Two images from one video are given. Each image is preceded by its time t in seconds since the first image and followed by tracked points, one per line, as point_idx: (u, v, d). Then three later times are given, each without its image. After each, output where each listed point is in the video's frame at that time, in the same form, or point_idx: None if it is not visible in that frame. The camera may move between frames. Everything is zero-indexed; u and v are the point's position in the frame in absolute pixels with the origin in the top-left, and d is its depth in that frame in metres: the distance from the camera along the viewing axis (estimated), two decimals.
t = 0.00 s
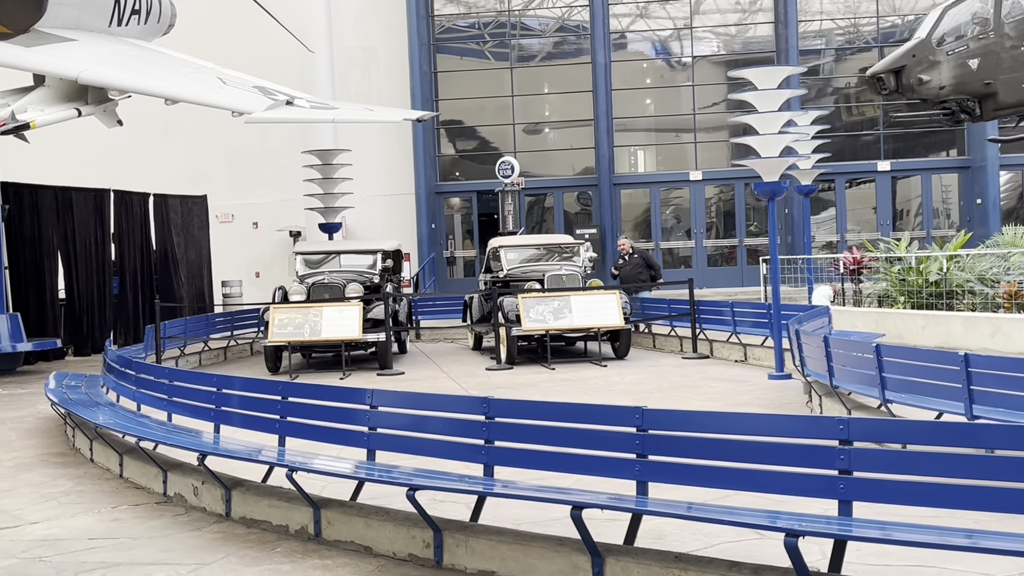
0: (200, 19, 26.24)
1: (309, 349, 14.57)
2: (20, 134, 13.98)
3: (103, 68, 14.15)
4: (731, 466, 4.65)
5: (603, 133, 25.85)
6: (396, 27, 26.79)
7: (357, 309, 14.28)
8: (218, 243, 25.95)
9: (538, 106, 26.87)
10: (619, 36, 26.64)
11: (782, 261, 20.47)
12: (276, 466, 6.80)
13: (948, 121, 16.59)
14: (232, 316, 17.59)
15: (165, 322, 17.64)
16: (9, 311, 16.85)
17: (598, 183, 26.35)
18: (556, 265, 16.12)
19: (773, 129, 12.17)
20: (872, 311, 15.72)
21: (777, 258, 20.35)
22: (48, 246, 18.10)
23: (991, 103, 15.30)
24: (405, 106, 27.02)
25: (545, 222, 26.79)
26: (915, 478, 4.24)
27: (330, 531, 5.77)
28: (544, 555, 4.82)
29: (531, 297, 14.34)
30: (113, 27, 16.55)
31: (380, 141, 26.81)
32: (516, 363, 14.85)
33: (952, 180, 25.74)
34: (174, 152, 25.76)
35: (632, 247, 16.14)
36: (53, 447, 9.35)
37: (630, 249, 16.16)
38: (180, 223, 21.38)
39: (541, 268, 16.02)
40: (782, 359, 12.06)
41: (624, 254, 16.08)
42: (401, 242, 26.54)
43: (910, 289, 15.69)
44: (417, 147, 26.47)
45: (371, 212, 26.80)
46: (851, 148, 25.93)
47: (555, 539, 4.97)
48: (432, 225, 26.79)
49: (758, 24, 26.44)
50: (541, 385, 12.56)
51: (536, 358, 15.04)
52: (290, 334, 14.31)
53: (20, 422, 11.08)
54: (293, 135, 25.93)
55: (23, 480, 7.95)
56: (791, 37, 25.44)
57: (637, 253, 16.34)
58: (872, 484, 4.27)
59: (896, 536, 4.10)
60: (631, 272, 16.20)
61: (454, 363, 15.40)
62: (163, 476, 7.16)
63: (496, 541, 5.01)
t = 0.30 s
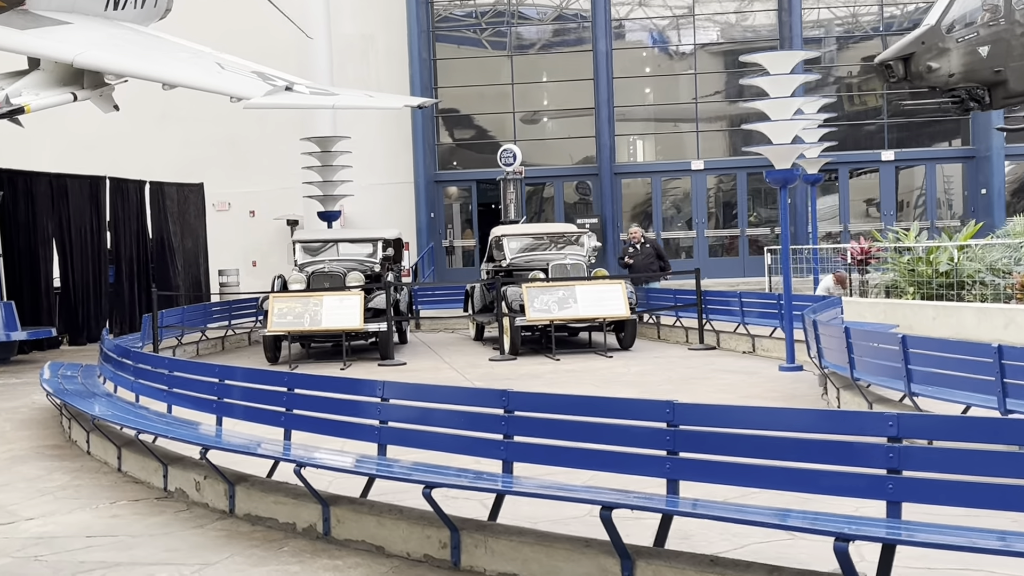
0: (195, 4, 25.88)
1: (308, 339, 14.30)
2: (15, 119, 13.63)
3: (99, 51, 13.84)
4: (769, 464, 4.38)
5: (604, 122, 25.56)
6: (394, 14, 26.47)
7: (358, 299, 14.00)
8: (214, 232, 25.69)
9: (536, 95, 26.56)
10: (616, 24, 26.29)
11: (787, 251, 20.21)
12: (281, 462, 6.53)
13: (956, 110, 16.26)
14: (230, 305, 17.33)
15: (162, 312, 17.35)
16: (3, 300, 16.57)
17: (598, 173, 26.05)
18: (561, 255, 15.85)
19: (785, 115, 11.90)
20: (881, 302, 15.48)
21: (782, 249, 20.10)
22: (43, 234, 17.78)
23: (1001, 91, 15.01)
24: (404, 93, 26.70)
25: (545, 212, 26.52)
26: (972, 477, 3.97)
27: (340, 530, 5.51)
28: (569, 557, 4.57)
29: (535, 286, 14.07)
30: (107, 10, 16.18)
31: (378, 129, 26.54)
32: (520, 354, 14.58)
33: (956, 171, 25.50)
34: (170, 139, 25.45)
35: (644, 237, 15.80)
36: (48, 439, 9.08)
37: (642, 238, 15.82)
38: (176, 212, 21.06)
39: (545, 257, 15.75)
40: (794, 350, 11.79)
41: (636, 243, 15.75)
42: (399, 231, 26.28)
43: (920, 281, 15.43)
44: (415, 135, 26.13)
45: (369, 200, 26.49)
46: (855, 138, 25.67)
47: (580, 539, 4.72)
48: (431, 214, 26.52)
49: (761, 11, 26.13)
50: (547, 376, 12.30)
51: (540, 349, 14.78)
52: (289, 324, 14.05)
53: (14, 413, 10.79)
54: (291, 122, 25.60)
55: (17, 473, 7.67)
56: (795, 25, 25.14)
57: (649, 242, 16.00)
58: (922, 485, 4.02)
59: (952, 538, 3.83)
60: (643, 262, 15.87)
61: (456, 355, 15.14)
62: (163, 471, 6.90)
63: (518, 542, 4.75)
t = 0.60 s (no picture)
0: None
1: (312, 328, 14.00)
2: (11, 102, 13.27)
3: (97, 33, 13.49)
4: (819, 468, 4.08)
5: (609, 108, 25.21)
6: None
7: (363, 287, 13.71)
8: (214, 218, 25.40)
9: (538, 81, 26.21)
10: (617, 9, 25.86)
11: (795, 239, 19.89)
12: (290, 459, 6.23)
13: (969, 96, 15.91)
14: (231, 292, 17.04)
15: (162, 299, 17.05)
16: None
17: (603, 159, 25.71)
18: (570, 242, 15.54)
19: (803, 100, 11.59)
20: (895, 291, 15.17)
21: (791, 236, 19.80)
22: (40, 220, 17.46)
23: (1017, 76, 14.58)
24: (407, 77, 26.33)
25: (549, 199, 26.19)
26: None
27: (354, 533, 5.22)
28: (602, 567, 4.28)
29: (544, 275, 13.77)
30: None
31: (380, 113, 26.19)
32: (528, 344, 14.30)
33: (966, 157, 25.18)
34: (169, 123, 25.11)
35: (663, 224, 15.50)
36: (46, 433, 8.78)
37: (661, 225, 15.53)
38: (175, 197, 20.72)
39: (553, 245, 15.45)
40: (810, 341, 11.52)
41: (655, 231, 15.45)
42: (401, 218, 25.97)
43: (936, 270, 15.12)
44: (418, 120, 25.75)
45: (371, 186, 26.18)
46: (864, 124, 25.35)
47: (612, 547, 4.43)
48: (434, 201, 26.22)
49: None
50: (558, 367, 12.01)
51: (548, 338, 14.50)
52: (293, 312, 13.76)
53: (11, 404, 10.50)
54: (291, 107, 25.25)
55: (14, 469, 7.38)
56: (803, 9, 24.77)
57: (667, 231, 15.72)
58: (990, 491, 3.70)
59: None
60: (664, 251, 15.56)
61: (462, 344, 14.84)
62: (167, 468, 6.61)
63: (547, 549, 4.47)
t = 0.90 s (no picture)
0: None
1: (318, 319, 13.74)
2: (12, 88, 12.96)
3: (99, 17, 13.18)
4: (883, 469, 3.81)
5: (617, 98, 24.88)
6: None
7: (371, 278, 13.44)
8: (216, 208, 25.16)
9: (541, 70, 25.88)
10: None
11: (805, 230, 19.62)
12: (307, 455, 5.96)
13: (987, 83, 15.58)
14: (236, 282, 16.79)
15: (166, 290, 16.79)
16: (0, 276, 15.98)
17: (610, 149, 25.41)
18: (581, 232, 15.27)
19: (823, 86, 11.31)
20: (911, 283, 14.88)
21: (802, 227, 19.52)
22: (41, 211, 17.20)
23: None
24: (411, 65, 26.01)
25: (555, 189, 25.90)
26: None
27: (377, 535, 4.97)
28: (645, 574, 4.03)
29: (555, 266, 13.50)
30: None
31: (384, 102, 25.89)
32: (539, 336, 14.04)
33: (977, 148, 24.88)
34: (170, 112, 24.82)
35: (681, 214, 15.39)
36: (49, 427, 8.52)
37: (679, 215, 15.42)
38: (178, 187, 20.43)
39: (563, 235, 15.18)
40: (831, 333, 11.27)
41: (673, 220, 15.33)
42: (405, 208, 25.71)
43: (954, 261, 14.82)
44: (422, 108, 25.43)
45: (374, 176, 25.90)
46: (873, 114, 25.05)
47: (656, 552, 4.17)
48: (438, 190, 25.92)
49: None
50: (571, 359, 11.75)
51: (559, 330, 14.24)
52: (299, 303, 13.50)
53: (13, 397, 10.23)
54: (295, 95, 24.94)
55: (17, 465, 7.11)
56: None
57: (685, 221, 15.63)
58: None
59: None
60: (682, 241, 15.42)
61: (472, 336, 14.57)
62: (177, 465, 6.35)
63: (586, 554, 4.21)
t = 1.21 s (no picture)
0: None
1: (330, 311, 13.47)
2: (17, 74, 12.66)
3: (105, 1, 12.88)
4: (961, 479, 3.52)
5: (629, 86, 24.54)
6: None
7: (384, 270, 13.17)
8: (223, 197, 24.91)
9: (549, 58, 25.56)
10: None
11: (820, 220, 19.30)
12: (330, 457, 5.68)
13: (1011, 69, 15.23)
14: (245, 273, 16.53)
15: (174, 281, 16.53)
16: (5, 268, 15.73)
17: (621, 137, 25.09)
18: (597, 223, 14.99)
19: (850, 72, 11.02)
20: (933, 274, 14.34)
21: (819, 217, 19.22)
22: (47, 200, 16.94)
23: None
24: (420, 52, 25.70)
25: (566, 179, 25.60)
26: None
27: (407, 543, 4.70)
28: None
29: (571, 256, 13.22)
30: None
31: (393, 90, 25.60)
32: (555, 328, 13.77)
33: (994, 136, 24.53)
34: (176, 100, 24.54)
35: (700, 204, 15.13)
36: (58, 424, 8.26)
37: (698, 205, 15.15)
38: (184, 176, 20.15)
39: (579, 226, 14.89)
40: (857, 326, 10.99)
41: (692, 209, 15.05)
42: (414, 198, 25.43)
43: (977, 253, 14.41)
44: (431, 97, 25.13)
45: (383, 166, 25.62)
46: (888, 102, 24.69)
47: (710, 565, 3.89)
48: (448, 180, 25.61)
49: None
50: (590, 352, 11.48)
51: (575, 322, 13.97)
52: (311, 295, 13.23)
53: (20, 392, 9.97)
54: (302, 83, 24.63)
55: (26, 464, 6.86)
56: None
57: (704, 212, 15.32)
58: None
59: None
60: (699, 232, 15.10)
61: (486, 328, 14.29)
62: (194, 466, 6.09)
63: (636, 566, 3.94)
